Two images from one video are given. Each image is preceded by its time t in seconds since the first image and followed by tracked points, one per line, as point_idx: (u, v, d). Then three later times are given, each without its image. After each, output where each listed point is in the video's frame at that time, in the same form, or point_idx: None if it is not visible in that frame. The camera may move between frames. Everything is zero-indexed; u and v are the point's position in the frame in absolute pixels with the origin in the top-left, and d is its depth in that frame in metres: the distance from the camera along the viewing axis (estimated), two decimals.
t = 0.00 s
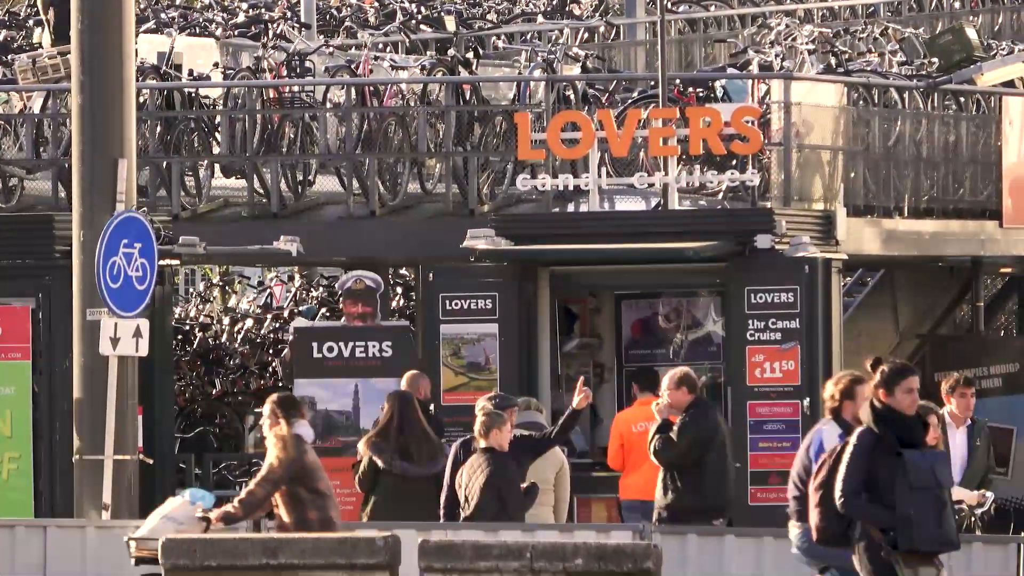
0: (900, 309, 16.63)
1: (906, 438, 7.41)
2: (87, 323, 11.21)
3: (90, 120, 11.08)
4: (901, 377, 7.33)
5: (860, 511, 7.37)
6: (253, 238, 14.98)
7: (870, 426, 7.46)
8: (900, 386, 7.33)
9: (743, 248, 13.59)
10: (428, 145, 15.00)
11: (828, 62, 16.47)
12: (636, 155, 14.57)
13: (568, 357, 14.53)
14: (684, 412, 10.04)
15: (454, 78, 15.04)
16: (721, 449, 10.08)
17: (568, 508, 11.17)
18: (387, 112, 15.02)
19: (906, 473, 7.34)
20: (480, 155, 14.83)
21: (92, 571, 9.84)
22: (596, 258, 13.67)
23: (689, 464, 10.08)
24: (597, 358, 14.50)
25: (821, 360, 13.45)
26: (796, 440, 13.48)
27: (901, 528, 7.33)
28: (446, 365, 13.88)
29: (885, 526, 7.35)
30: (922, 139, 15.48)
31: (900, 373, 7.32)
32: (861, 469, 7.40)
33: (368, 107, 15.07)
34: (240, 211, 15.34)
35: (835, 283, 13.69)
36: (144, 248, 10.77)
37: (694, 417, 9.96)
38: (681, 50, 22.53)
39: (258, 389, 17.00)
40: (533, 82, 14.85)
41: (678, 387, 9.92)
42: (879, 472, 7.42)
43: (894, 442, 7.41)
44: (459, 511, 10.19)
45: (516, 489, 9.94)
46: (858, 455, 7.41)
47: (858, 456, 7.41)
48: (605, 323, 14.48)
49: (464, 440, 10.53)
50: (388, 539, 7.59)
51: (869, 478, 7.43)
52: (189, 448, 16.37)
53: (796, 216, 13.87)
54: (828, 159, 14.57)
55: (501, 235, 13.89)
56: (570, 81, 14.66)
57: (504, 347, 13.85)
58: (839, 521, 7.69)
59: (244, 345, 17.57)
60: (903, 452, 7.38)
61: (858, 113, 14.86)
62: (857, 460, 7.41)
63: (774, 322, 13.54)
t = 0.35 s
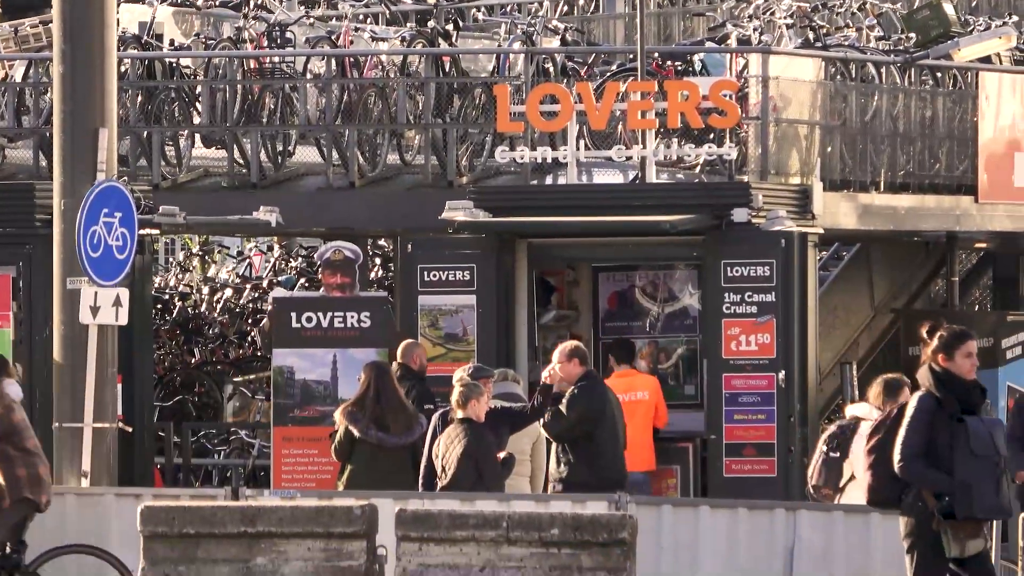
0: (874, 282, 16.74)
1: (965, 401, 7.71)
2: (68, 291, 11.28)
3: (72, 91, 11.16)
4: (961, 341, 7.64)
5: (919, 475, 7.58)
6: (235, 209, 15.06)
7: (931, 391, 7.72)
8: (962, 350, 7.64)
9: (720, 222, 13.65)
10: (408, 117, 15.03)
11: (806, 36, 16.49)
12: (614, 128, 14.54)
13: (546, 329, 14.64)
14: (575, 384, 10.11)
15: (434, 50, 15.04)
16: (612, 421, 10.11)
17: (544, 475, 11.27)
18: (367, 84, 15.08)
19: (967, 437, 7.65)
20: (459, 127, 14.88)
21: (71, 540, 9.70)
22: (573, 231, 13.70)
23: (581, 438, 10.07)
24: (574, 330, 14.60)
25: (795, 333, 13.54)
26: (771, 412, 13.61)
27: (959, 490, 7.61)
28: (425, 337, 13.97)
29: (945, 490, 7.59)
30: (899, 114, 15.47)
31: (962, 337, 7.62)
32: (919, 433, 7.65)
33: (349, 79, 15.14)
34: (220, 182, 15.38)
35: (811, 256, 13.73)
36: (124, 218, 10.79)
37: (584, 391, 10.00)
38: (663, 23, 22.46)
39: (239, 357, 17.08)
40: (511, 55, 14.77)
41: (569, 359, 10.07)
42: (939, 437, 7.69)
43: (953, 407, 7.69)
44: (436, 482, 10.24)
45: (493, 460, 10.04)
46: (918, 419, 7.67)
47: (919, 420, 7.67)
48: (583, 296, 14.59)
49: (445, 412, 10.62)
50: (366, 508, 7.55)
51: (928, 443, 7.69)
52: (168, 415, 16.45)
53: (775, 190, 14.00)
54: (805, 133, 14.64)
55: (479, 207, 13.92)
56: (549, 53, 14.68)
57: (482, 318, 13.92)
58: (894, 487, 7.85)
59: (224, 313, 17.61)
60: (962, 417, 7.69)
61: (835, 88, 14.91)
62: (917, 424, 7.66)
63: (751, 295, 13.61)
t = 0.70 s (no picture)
0: (847, 265, 17.35)
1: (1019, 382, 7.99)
2: (78, 273, 11.85)
3: (81, 85, 11.71)
4: (1011, 323, 7.98)
5: (972, 450, 7.86)
6: (232, 194, 15.54)
7: (985, 371, 8.03)
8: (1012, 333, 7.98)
9: (700, 208, 14.22)
10: (401, 108, 15.62)
11: (783, 31, 17.08)
12: (598, 119, 15.24)
13: (532, 310, 15.26)
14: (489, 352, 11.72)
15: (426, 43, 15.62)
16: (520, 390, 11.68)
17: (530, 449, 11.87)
18: (363, 76, 15.65)
19: (1016, 413, 7.89)
20: (451, 117, 15.46)
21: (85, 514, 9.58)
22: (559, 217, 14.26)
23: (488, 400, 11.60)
24: (559, 311, 15.24)
25: (771, 314, 14.15)
26: (749, 389, 14.23)
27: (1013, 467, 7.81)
28: (419, 317, 14.57)
29: (998, 466, 7.82)
30: (870, 105, 16.04)
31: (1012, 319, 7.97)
32: (973, 409, 7.94)
33: (344, 71, 15.71)
34: (222, 169, 15.96)
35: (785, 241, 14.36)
36: (131, 202, 11.33)
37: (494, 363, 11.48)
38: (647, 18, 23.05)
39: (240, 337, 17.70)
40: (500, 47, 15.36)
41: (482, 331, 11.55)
42: (990, 416, 7.96)
43: (1004, 388, 7.97)
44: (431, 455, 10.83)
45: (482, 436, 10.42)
46: (971, 398, 7.96)
47: (973, 397, 7.95)
48: (568, 279, 15.22)
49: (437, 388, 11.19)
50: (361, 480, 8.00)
51: (980, 421, 7.96)
52: (173, 392, 17.05)
53: (751, 177, 14.56)
54: (780, 123, 15.25)
55: (471, 193, 14.44)
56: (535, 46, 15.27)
57: (472, 300, 14.50)
58: (947, 468, 8.05)
59: (226, 294, 18.15)
60: (1014, 396, 7.95)
61: (810, 80, 15.52)
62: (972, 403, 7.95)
63: (729, 278, 14.21)
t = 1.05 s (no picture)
0: (823, 253, 18.06)
1: None
2: (92, 263, 12.47)
3: (93, 84, 12.33)
4: None
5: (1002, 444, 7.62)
6: (238, 186, 16.20)
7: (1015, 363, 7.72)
8: None
9: (683, 200, 14.88)
10: (400, 104, 16.32)
11: (762, 32, 17.75)
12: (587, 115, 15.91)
13: (524, 296, 15.90)
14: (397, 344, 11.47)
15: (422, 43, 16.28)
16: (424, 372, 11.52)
17: (523, 430, 12.49)
18: (363, 74, 16.34)
19: None
20: (446, 113, 16.17)
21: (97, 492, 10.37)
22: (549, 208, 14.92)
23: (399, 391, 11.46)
24: (550, 298, 15.88)
25: (751, 300, 14.84)
26: (730, 373, 14.91)
27: None
28: (416, 304, 15.22)
29: None
30: (844, 102, 16.69)
31: None
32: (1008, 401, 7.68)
33: (346, 70, 16.37)
34: (229, 164, 16.63)
35: (763, 231, 15.06)
36: (142, 195, 11.91)
37: (407, 348, 11.41)
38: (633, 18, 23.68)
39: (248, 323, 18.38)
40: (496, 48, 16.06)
41: (391, 322, 11.39)
42: None
43: None
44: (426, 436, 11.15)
45: (475, 413, 10.91)
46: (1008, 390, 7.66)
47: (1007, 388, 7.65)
48: (558, 267, 15.86)
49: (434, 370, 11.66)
50: (362, 460, 8.98)
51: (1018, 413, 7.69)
52: (184, 375, 17.73)
53: (732, 169, 15.18)
54: (759, 119, 15.93)
55: (466, 186, 15.05)
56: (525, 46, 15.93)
57: (467, 289, 15.18)
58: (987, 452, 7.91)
59: (233, 283, 18.79)
60: None
61: (787, 78, 16.21)
62: (1022, 390, 8.66)
63: (711, 266, 14.88)
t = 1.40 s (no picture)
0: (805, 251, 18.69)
1: None
2: (105, 262, 12.96)
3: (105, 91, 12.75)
4: None
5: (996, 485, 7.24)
6: (243, 188, 16.80)
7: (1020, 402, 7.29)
8: None
9: (670, 201, 15.54)
10: (399, 110, 16.94)
11: (745, 40, 18.38)
12: (578, 119, 16.54)
13: (519, 293, 16.50)
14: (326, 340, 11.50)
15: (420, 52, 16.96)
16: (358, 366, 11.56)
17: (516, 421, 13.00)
18: (363, 81, 16.97)
19: None
20: (444, 119, 16.81)
21: (107, 481, 10.66)
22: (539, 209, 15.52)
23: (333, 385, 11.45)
24: (542, 295, 16.50)
25: (734, 296, 15.47)
26: (716, 366, 15.56)
27: None
28: (414, 301, 15.84)
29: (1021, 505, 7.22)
30: (824, 107, 17.33)
31: None
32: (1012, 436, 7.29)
33: (347, 77, 17.03)
34: (236, 167, 17.29)
35: (746, 232, 15.70)
36: (153, 198, 12.40)
37: (334, 344, 11.42)
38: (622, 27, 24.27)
39: (253, 319, 19.03)
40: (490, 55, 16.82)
41: (318, 319, 11.40)
42: None
43: None
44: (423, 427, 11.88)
45: (472, 407, 11.50)
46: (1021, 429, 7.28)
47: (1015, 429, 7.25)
48: (551, 265, 16.47)
49: (431, 364, 12.30)
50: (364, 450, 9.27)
51: None
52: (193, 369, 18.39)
53: (716, 172, 15.84)
54: (742, 123, 16.55)
55: (461, 187, 15.70)
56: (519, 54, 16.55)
57: (463, 286, 15.80)
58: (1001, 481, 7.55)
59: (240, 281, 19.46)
60: None
61: (769, 84, 16.85)
62: None
63: (697, 264, 15.52)
